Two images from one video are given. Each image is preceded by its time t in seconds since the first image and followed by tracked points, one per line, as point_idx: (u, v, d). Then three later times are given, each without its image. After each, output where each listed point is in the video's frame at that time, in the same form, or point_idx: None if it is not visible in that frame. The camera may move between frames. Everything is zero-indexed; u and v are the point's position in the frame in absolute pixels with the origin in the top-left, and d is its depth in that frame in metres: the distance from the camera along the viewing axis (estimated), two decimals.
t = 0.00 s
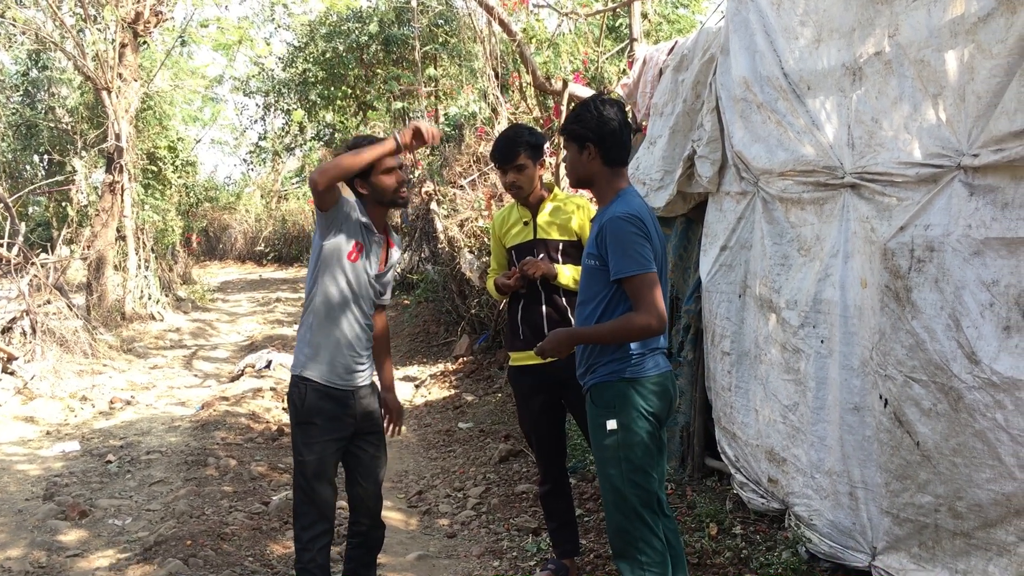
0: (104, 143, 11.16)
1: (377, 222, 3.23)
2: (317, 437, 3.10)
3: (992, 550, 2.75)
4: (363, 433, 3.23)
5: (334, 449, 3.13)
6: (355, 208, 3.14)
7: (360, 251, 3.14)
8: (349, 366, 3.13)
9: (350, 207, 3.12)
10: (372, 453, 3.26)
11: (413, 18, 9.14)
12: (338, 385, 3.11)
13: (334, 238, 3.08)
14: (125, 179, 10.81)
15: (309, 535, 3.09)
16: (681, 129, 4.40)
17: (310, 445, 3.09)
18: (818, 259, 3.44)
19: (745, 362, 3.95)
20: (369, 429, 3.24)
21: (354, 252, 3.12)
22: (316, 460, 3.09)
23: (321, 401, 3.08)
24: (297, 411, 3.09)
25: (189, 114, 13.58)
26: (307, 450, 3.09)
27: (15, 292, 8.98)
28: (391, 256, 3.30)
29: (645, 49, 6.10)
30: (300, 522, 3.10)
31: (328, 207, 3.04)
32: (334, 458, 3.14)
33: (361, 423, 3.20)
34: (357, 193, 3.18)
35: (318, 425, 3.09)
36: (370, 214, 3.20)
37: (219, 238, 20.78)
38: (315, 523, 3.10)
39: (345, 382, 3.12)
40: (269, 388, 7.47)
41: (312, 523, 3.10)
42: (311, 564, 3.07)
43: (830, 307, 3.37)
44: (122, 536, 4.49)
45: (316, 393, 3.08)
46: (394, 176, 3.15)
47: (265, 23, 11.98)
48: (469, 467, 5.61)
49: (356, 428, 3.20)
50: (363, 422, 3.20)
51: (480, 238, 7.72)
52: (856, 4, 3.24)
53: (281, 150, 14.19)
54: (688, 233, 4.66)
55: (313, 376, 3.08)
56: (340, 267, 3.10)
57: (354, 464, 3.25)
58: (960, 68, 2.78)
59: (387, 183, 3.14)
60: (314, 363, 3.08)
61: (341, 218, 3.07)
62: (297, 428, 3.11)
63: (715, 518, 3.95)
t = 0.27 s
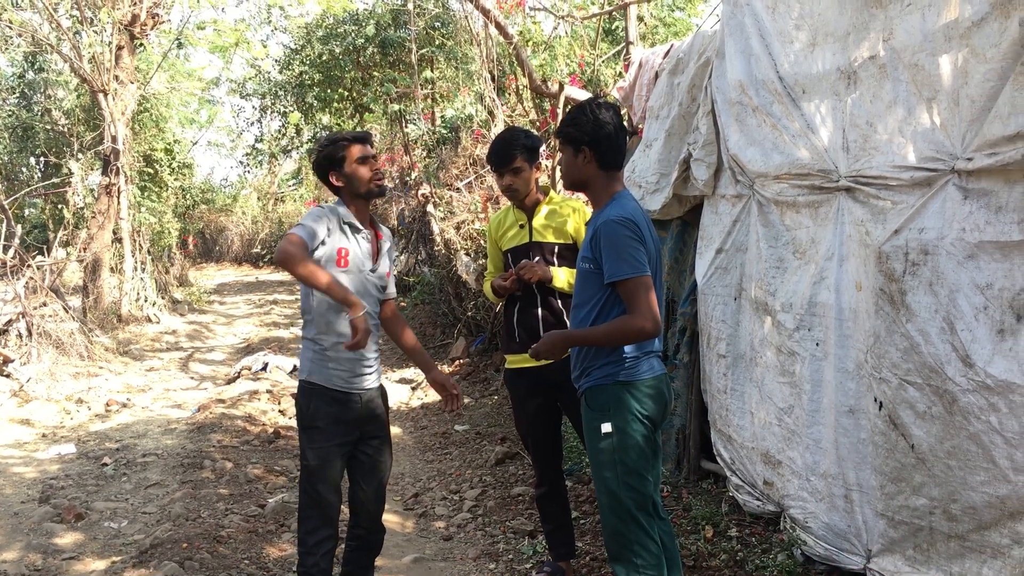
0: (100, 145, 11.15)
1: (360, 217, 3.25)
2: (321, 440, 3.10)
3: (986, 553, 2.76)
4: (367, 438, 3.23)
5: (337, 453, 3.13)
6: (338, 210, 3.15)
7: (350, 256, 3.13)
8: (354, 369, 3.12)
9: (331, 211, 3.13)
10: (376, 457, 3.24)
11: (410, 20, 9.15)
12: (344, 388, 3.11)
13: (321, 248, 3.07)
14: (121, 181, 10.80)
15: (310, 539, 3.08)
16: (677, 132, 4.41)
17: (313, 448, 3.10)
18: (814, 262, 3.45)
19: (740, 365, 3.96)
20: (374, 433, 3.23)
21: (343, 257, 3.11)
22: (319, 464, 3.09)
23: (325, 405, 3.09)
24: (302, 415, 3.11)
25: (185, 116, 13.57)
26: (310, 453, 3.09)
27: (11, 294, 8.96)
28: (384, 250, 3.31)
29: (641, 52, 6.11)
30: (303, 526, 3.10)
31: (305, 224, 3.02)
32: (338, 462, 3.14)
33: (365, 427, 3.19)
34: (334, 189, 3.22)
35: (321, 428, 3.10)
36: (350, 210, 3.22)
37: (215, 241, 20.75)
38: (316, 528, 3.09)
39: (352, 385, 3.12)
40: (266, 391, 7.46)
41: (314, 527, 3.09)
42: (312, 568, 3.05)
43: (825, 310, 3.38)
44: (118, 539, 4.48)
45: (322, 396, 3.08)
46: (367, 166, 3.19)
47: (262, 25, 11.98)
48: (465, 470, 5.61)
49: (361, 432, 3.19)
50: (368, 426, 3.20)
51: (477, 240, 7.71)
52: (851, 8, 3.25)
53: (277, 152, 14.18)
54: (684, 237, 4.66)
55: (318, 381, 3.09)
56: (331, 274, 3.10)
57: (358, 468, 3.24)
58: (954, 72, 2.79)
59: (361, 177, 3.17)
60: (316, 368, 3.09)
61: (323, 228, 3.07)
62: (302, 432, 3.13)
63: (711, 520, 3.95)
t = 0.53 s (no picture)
0: (98, 147, 11.14)
1: (351, 218, 3.25)
2: (323, 443, 3.09)
3: (983, 557, 2.76)
4: (368, 442, 3.21)
5: (338, 457, 3.12)
6: (325, 217, 3.18)
7: (338, 263, 3.13)
8: (354, 372, 3.12)
9: (315, 220, 3.15)
10: (376, 461, 3.23)
11: (408, 23, 9.15)
12: (344, 391, 3.11)
13: (308, 259, 3.10)
14: (119, 183, 10.79)
15: (311, 543, 3.07)
16: (675, 136, 4.41)
17: (314, 452, 3.08)
18: (811, 266, 3.46)
19: (737, 368, 3.96)
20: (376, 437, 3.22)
21: (331, 265, 3.12)
22: (320, 467, 3.08)
23: (326, 407, 3.09)
24: (302, 419, 3.11)
25: (183, 118, 13.57)
26: (311, 456, 3.08)
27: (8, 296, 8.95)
28: (376, 250, 3.28)
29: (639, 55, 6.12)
30: (304, 529, 3.09)
31: (282, 244, 3.05)
32: (340, 466, 3.12)
33: (366, 432, 3.18)
34: (325, 190, 3.23)
35: (323, 432, 3.09)
36: (339, 211, 3.22)
37: (213, 242, 20.73)
38: (318, 531, 3.08)
39: (352, 388, 3.12)
40: (263, 393, 7.46)
41: (315, 530, 3.08)
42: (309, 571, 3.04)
43: (822, 314, 3.38)
44: (115, 542, 4.47)
45: (321, 399, 3.09)
46: (359, 167, 3.19)
47: (260, 28, 11.97)
48: (462, 472, 5.61)
49: (361, 436, 3.18)
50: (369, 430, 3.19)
51: (474, 243, 7.72)
52: (848, 13, 3.26)
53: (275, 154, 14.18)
54: (681, 240, 4.67)
55: (318, 384, 3.09)
56: (321, 282, 3.11)
57: (358, 472, 3.23)
58: (951, 77, 2.80)
59: (354, 177, 3.17)
60: (316, 371, 3.10)
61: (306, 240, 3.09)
62: (304, 435, 3.12)
63: (708, 524, 3.95)
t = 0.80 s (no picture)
0: (99, 147, 11.15)
1: (357, 225, 3.23)
2: (315, 444, 3.09)
3: (983, 560, 2.76)
4: (363, 444, 3.21)
5: (332, 458, 3.12)
6: (328, 222, 3.18)
7: (332, 267, 3.14)
8: (347, 374, 3.12)
9: (317, 224, 3.17)
10: (372, 463, 3.22)
11: (410, 24, 9.16)
12: (337, 393, 3.11)
13: (303, 263, 3.14)
14: (120, 183, 10.78)
15: (306, 543, 3.07)
16: (676, 138, 4.41)
17: (307, 453, 3.09)
18: (811, 268, 3.45)
19: (738, 370, 3.95)
20: (371, 440, 3.21)
21: (326, 268, 3.14)
22: (313, 468, 3.08)
23: (320, 408, 3.09)
24: (296, 419, 3.11)
25: (184, 118, 13.57)
26: (304, 457, 3.08)
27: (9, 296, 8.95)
28: (370, 255, 3.21)
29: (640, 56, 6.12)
30: (300, 530, 3.09)
31: (279, 246, 3.10)
32: (334, 467, 3.12)
33: (361, 433, 3.18)
34: (335, 193, 3.20)
35: (315, 432, 3.09)
36: (344, 216, 3.20)
37: (214, 243, 20.73)
38: (312, 532, 3.08)
39: (344, 390, 3.12)
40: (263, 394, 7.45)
41: (310, 531, 3.08)
42: (306, 572, 3.04)
43: (822, 316, 3.38)
44: (114, 542, 4.47)
45: (314, 399, 3.10)
46: (374, 179, 3.16)
47: (261, 28, 11.98)
48: (462, 474, 5.60)
49: (356, 438, 3.18)
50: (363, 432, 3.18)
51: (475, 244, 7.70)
52: (849, 15, 3.26)
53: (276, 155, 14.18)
54: (682, 242, 4.67)
55: (311, 385, 3.10)
56: (315, 285, 3.14)
57: (354, 473, 3.23)
58: (952, 79, 2.80)
59: (367, 188, 3.15)
60: (310, 372, 3.12)
61: (301, 244, 3.13)
62: (298, 436, 3.12)
63: (708, 526, 3.95)
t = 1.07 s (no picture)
0: (101, 146, 11.16)
1: (360, 223, 3.23)
2: (313, 444, 3.09)
3: (986, 563, 2.75)
4: (361, 444, 3.20)
5: (329, 458, 3.11)
6: (331, 220, 3.18)
7: (334, 267, 3.14)
8: (346, 374, 3.11)
9: (320, 223, 3.17)
10: (371, 463, 3.22)
11: (413, 24, 9.16)
12: (335, 393, 3.11)
13: (305, 263, 3.14)
14: (122, 182, 10.81)
15: (303, 541, 3.07)
16: (679, 138, 4.40)
17: (305, 452, 3.08)
18: (814, 270, 3.45)
19: (740, 372, 3.94)
20: (370, 441, 3.21)
21: (327, 268, 3.14)
22: (309, 467, 3.07)
23: (317, 407, 3.09)
24: (293, 418, 3.11)
25: (187, 118, 13.57)
26: (302, 456, 3.08)
27: (11, 294, 8.95)
28: (376, 255, 3.21)
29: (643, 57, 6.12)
30: (298, 528, 3.08)
31: (281, 249, 3.12)
32: (331, 467, 3.12)
33: (360, 433, 3.17)
34: (338, 189, 3.21)
35: (312, 432, 3.09)
36: (348, 212, 3.20)
37: (216, 242, 20.75)
38: (310, 530, 3.07)
39: (344, 390, 3.11)
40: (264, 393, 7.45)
41: (307, 528, 3.08)
42: (304, 570, 3.04)
43: (825, 318, 3.38)
44: (115, 540, 4.47)
45: (312, 399, 3.09)
46: (377, 175, 3.17)
47: (265, 28, 11.99)
48: (463, 474, 5.60)
49: (355, 438, 3.18)
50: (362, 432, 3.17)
51: (477, 243, 7.69)
52: (853, 16, 3.26)
53: (279, 155, 14.18)
54: (685, 243, 4.66)
55: (311, 385, 3.10)
56: (316, 285, 3.14)
57: (352, 473, 3.22)
58: (956, 81, 2.79)
59: (371, 184, 3.15)
60: (310, 372, 3.12)
61: (304, 244, 3.13)
62: (295, 435, 3.12)
63: (709, 527, 3.94)
